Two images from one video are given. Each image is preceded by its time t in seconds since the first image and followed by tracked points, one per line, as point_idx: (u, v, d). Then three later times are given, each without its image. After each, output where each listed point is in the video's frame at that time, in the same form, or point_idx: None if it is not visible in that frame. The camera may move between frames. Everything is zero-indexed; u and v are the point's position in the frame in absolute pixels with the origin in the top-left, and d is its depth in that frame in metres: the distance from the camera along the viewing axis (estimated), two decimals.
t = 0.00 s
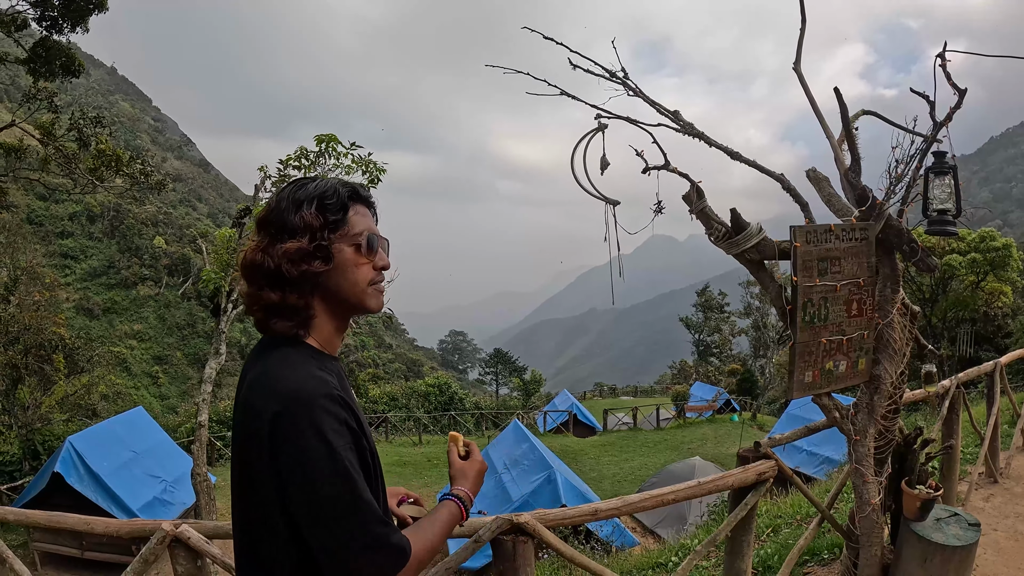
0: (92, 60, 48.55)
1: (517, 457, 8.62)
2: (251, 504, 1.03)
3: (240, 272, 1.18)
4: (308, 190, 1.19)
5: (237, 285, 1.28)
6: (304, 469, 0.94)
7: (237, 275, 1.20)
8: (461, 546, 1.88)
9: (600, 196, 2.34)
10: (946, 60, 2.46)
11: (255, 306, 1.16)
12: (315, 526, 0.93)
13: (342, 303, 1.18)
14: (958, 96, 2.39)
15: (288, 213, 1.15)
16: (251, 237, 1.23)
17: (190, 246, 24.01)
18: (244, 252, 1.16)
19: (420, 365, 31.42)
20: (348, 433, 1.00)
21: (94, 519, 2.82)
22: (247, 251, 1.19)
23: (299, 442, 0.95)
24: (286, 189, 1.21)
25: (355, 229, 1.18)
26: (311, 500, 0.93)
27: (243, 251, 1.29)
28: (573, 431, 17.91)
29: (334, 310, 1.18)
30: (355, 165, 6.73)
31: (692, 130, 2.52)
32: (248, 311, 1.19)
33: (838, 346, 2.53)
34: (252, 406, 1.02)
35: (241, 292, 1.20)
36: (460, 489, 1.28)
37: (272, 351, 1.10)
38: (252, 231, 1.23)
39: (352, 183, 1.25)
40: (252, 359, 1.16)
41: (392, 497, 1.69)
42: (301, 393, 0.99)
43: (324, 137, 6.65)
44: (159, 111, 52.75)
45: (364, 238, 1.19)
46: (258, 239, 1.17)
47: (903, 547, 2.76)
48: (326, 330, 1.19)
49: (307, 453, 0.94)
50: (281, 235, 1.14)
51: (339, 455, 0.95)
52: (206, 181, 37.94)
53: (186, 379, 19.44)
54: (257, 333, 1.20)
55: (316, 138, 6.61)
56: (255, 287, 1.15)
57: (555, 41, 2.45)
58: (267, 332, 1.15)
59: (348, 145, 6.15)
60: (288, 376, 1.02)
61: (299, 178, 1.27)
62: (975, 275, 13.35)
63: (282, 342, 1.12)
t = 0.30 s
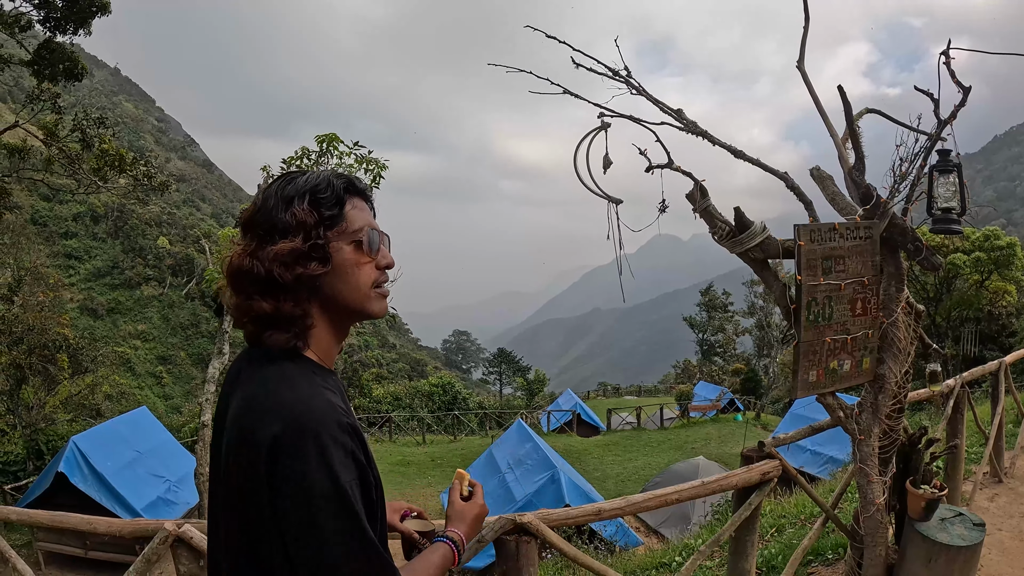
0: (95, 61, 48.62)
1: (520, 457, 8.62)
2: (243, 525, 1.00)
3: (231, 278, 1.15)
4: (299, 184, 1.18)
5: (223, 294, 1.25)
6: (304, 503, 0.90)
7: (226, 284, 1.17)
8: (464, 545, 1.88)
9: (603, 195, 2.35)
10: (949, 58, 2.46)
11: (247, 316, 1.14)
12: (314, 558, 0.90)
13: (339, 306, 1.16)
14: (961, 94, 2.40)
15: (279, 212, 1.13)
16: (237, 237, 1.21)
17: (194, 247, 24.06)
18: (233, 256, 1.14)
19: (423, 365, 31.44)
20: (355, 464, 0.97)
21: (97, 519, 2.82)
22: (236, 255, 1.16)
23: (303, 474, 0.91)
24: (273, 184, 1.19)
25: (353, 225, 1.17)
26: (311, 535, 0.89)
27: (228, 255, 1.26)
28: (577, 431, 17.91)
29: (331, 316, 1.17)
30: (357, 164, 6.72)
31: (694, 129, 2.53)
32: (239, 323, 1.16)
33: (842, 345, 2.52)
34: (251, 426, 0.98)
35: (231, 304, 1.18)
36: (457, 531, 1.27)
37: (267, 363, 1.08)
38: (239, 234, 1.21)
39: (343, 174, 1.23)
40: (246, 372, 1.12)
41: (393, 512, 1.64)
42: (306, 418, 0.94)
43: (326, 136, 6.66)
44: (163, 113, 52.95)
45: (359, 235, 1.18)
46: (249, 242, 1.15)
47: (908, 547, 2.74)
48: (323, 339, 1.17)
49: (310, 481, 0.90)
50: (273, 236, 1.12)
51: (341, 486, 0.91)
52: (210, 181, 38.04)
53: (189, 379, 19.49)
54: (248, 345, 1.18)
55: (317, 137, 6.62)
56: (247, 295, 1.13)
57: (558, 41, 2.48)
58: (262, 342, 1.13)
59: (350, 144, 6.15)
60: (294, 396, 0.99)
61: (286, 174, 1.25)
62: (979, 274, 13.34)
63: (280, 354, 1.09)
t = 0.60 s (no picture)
0: (98, 62, 48.69)
1: (524, 456, 8.62)
2: (216, 535, 0.99)
3: (221, 281, 1.14)
4: (296, 183, 1.15)
5: (213, 291, 1.24)
6: (273, 531, 0.88)
7: (216, 284, 1.16)
8: (466, 546, 1.87)
9: (605, 193, 2.33)
10: (953, 55, 2.44)
11: (236, 322, 1.13)
12: None
13: (333, 314, 1.16)
14: (966, 92, 2.38)
15: (275, 214, 1.12)
16: (231, 234, 1.19)
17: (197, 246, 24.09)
18: (222, 257, 1.13)
19: (427, 365, 31.46)
20: (333, 496, 0.94)
21: (99, 519, 2.83)
22: (227, 254, 1.14)
23: (276, 505, 0.88)
24: (272, 183, 1.17)
25: (351, 230, 1.16)
26: (274, 562, 0.88)
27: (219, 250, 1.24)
28: (580, 430, 17.91)
29: (323, 324, 1.17)
30: (362, 163, 6.71)
31: (697, 127, 2.51)
32: (228, 327, 1.15)
33: (847, 344, 2.51)
34: (230, 442, 0.96)
35: (220, 305, 1.17)
36: None
37: (255, 374, 1.07)
38: (232, 231, 1.19)
39: (343, 172, 1.21)
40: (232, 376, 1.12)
41: (401, 519, 1.64)
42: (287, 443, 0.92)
43: (330, 136, 6.67)
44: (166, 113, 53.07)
45: (356, 241, 1.16)
46: (243, 244, 1.13)
47: (912, 547, 2.73)
48: (317, 349, 1.18)
49: (278, 510, 0.88)
50: (267, 241, 1.10)
51: (310, 517, 0.89)
52: (214, 182, 38.10)
53: (192, 378, 19.52)
54: (236, 347, 1.18)
55: (322, 137, 6.62)
56: (235, 299, 1.12)
57: (561, 38, 2.46)
58: (251, 349, 1.12)
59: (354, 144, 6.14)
60: (280, 417, 0.96)
61: (284, 169, 1.22)
62: (983, 274, 13.31)
63: (268, 365, 1.09)
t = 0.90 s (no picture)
0: (101, 62, 48.72)
1: (526, 456, 8.61)
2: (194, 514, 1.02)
3: (206, 284, 1.14)
4: (272, 183, 1.15)
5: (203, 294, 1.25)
6: (222, 515, 0.89)
7: (203, 286, 1.17)
8: (470, 546, 1.86)
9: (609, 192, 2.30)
10: (957, 53, 2.43)
11: (224, 321, 1.13)
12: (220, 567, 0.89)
13: (317, 309, 1.15)
14: (971, 89, 2.36)
15: (251, 215, 1.11)
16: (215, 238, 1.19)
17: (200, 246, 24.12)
18: (206, 259, 1.13)
19: (430, 364, 31.46)
20: (282, 489, 0.92)
21: (100, 519, 2.83)
22: (211, 257, 1.15)
23: (219, 492, 0.89)
24: (249, 184, 1.16)
25: (328, 224, 1.15)
26: (219, 543, 0.88)
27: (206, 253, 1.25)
28: (583, 430, 17.90)
29: (309, 320, 1.17)
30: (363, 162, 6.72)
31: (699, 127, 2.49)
32: (217, 327, 1.16)
33: (850, 344, 2.49)
34: (205, 426, 1.00)
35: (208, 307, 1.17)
36: None
37: (239, 371, 1.08)
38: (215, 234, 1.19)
39: (318, 169, 1.20)
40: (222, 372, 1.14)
41: (422, 515, 1.64)
42: (242, 431, 0.93)
43: (331, 135, 6.68)
44: (170, 114, 53.13)
45: (334, 236, 1.15)
46: (223, 245, 1.13)
47: (916, 549, 2.72)
48: (305, 342, 1.18)
49: (226, 492, 0.89)
50: (245, 242, 1.10)
51: (255, 505, 0.88)
52: (217, 182, 38.13)
53: (195, 378, 19.54)
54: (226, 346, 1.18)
55: (322, 136, 6.63)
56: (222, 300, 1.12)
57: (562, 37, 2.44)
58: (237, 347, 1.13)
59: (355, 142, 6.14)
60: (242, 405, 0.98)
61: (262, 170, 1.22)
62: (986, 273, 13.28)
63: (252, 362, 1.10)
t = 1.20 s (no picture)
0: (105, 63, 48.81)
1: (530, 456, 8.61)
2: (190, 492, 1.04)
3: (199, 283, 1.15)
4: (259, 184, 1.15)
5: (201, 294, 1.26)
6: (207, 494, 0.89)
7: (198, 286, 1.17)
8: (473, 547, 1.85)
9: (612, 190, 2.33)
10: (962, 51, 2.42)
11: (216, 318, 1.13)
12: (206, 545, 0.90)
13: (306, 305, 1.15)
14: (975, 87, 2.35)
15: (238, 215, 1.11)
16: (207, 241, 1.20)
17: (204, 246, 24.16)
18: (200, 261, 1.14)
19: (433, 364, 31.45)
20: (265, 470, 0.92)
21: (103, 519, 2.83)
22: (205, 259, 1.15)
23: (206, 472, 0.89)
24: (236, 187, 1.17)
25: (313, 222, 1.14)
26: (204, 521, 0.89)
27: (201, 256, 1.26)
28: (587, 429, 17.89)
29: (300, 315, 1.16)
30: (365, 161, 6.74)
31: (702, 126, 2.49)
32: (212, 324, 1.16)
33: (855, 344, 2.48)
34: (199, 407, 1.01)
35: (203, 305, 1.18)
36: None
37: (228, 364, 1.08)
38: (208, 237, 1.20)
39: (302, 171, 1.20)
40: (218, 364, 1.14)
41: (425, 513, 1.63)
42: (228, 411, 0.93)
43: (335, 135, 6.70)
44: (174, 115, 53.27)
45: (318, 233, 1.14)
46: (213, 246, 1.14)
47: (921, 549, 2.70)
48: (298, 335, 1.18)
49: (210, 471, 0.89)
50: (233, 241, 1.10)
51: (238, 484, 0.89)
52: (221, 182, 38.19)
53: (199, 378, 19.58)
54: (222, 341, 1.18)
55: (326, 135, 6.64)
56: (214, 299, 1.12)
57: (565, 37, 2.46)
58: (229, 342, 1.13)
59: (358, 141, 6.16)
60: (231, 387, 0.98)
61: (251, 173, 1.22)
62: (991, 273, 13.24)
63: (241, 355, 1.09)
